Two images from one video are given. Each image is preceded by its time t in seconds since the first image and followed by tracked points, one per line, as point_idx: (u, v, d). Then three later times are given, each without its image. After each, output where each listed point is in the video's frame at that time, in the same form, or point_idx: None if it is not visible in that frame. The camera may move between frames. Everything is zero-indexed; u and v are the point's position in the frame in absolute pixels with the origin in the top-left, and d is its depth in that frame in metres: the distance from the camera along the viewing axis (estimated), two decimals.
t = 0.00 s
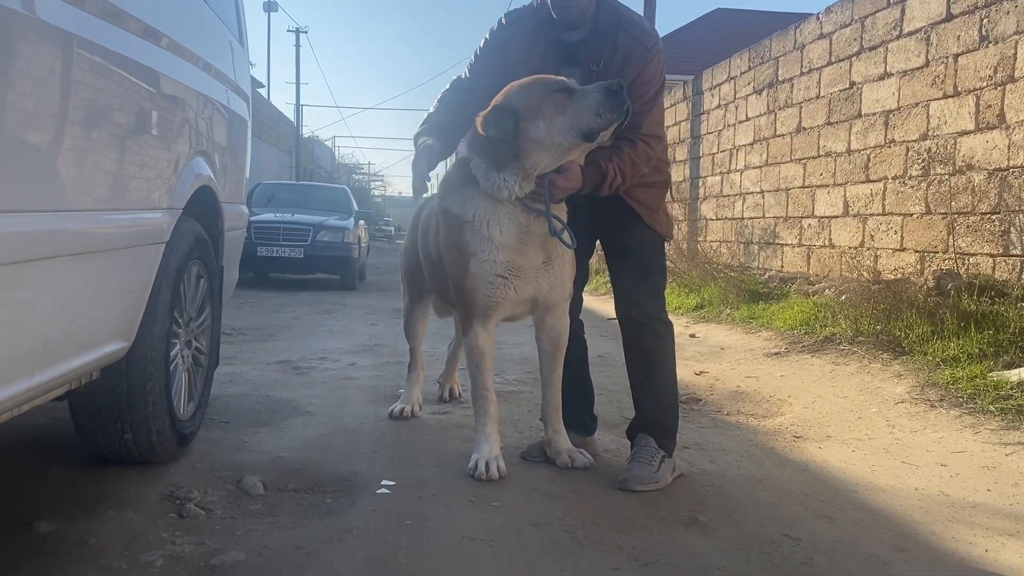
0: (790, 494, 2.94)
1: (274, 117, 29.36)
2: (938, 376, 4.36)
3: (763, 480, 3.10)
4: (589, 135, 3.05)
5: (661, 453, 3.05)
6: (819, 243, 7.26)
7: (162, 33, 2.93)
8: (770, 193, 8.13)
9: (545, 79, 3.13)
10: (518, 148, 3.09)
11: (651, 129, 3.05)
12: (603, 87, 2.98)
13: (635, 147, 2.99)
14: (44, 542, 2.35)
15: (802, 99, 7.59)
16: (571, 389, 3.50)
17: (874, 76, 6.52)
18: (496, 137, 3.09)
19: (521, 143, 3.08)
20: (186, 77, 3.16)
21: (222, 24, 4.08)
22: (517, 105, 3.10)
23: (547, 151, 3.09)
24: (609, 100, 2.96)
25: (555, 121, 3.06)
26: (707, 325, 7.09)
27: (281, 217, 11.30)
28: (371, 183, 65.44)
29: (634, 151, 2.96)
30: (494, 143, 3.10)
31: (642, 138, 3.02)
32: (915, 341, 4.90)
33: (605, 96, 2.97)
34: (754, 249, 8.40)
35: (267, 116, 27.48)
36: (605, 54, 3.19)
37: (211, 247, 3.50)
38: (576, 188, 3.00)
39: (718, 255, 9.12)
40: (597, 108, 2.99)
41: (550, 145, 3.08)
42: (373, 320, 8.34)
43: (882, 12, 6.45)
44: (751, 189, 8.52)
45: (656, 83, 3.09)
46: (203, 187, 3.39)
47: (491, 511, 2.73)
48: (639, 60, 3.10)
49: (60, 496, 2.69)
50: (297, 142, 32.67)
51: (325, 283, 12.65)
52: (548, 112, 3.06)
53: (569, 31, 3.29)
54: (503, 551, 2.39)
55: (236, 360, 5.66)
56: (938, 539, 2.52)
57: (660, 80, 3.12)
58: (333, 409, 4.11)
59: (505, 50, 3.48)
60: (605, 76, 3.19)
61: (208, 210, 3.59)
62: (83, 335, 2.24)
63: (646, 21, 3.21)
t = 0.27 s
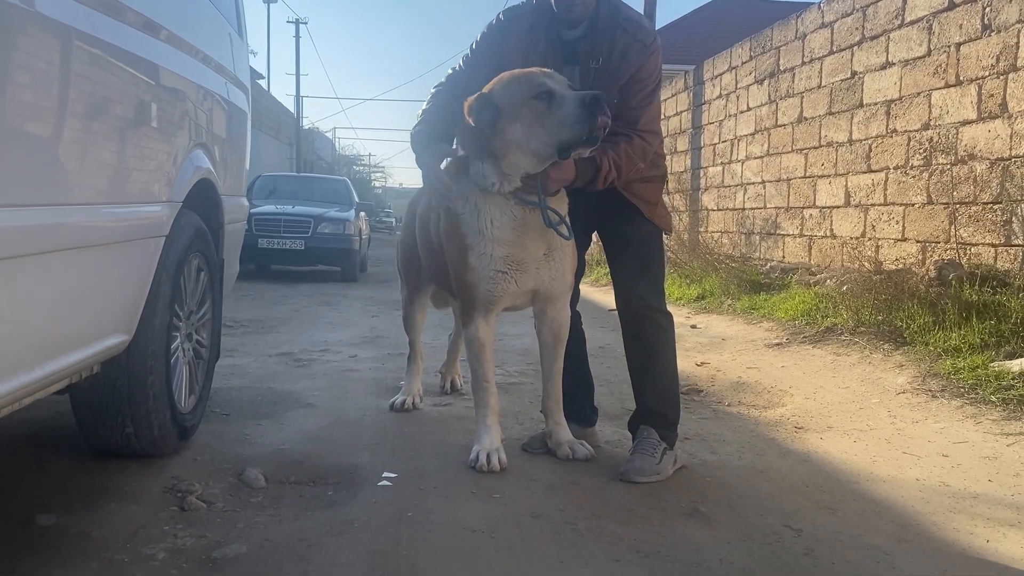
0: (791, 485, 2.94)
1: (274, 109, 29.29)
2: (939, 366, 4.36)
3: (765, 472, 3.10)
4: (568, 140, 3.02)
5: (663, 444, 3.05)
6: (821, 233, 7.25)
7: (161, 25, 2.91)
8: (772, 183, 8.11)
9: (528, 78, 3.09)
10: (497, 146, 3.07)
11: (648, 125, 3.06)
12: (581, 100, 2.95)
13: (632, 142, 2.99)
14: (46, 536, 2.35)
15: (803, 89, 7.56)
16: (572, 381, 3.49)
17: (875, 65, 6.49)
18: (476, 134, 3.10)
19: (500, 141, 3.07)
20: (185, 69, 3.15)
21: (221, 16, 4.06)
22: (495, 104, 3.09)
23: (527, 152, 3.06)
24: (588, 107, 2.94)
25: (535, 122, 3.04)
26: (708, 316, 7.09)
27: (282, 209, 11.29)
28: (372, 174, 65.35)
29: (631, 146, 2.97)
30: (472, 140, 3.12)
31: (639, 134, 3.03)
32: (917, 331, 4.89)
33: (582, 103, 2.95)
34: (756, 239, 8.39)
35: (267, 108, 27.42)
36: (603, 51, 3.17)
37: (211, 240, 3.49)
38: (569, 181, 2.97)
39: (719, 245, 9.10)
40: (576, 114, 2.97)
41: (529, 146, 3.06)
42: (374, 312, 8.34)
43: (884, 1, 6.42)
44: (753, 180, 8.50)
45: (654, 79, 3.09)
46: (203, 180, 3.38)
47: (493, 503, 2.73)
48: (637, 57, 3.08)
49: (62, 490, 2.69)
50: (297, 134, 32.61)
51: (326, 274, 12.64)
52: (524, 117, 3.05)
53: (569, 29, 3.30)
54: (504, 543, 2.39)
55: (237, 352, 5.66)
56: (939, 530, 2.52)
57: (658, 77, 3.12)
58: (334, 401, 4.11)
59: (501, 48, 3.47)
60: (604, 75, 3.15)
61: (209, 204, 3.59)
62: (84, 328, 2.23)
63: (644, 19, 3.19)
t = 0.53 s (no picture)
0: (793, 471, 2.93)
1: (275, 99, 29.21)
2: (942, 352, 4.35)
3: (767, 457, 3.10)
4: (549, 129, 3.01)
5: (665, 430, 3.04)
6: (823, 220, 7.22)
7: (161, 13, 2.89)
8: (774, 170, 8.08)
9: (514, 65, 3.12)
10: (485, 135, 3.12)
11: (650, 116, 3.04)
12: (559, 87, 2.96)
13: (633, 132, 2.96)
14: (49, 523, 2.36)
15: (805, 76, 7.52)
16: (574, 368, 3.49)
17: (878, 51, 6.45)
18: (466, 124, 3.15)
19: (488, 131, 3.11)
20: (186, 56, 3.13)
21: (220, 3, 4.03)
22: (484, 93, 3.14)
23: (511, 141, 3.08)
24: (565, 95, 2.93)
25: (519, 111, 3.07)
26: (710, 304, 7.08)
27: (283, 198, 11.27)
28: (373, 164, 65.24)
29: (631, 136, 2.94)
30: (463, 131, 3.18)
31: (642, 125, 3.01)
32: (920, 318, 4.88)
33: (559, 92, 2.95)
34: (758, 226, 8.36)
35: (268, 98, 27.37)
36: (605, 43, 3.12)
37: (212, 229, 3.48)
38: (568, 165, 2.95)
39: (721, 233, 9.08)
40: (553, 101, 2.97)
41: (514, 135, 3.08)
42: (376, 301, 8.34)
43: None
44: (755, 167, 8.46)
45: (657, 71, 3.07)
46: (204, 167, 3.37)
47: (495, 490, 2.73)
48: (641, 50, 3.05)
49: (64, 478, 2.70)
50: (298, 123, 32.53)
51: (328, 264, 12.64)
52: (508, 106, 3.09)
53: (573, 20, 3.26)
54: (507, 529, 2.39)
55: (239, 342, 5.66)
56: (942, 515, 2.52)
57: (661, 69, 3.09)
58: (336, 389, 4.11)
59: (503, 37, 3.46)
60: (607, 66, 3.10)
61: (209, 192, 3.58)
62: (84, 316, 2.23)
63: (648, 10, 3.16)
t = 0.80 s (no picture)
0: (797, 458, 2.93)
1: (276, 87, 29.12)
2: (946, 339, 4.34)
3: (771, 445, 3.10)
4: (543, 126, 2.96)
5: (668, 419, 3.04)
6: (826, 207, 7.20)
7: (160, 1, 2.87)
8: (777, 157, 8.04)
9: (519, 54, 3.04)
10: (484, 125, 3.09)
11: (663, 107, 3.07)
12: (557, 83, 2.90)
13: (649, 126, 2.98)
14: (53, 513, 2.37)
15: (809, 61, 7.48)
16: (577, 357, 3.48)
17: (882, 36, 6.41)
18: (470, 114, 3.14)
19: (487, 124, 3.08)
20: (185, 45, 3.11)
21: None
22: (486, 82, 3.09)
23: (509, 133, 3.04)
24: (559, 93, 2.88)
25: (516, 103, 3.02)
26: (713, 291, 7.07)
27: (285, 187, 11.26)
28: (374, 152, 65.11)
29: (649, 132, 2.96)
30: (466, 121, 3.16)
31: (656, 116, 3.03)
32: (924, 304, 4.87)
33: (554, 89, 2.89)
34: (761, 213, 8.34)
35: (269, 87, 27.29)
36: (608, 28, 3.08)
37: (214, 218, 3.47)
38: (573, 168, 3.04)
39: (724, 220, 9.06)
40: (547, 98, 2.91)
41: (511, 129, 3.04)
42: (379, 290, 8.33)
43: None
44: (758, 153, 8.43)
45: (666, 61, 3.07)
46: (205, 156, 3.35)
47: (499, 478, 2.73)
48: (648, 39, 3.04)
49: (69, 467, 2.70)
50: (299, 112, 32.45)
51: (330, 253, 12.63)
52: (508, 97, 3.03)
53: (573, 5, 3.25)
54: (511, 517, 2.40)
55: (242, 331, 5.66)
56: (946, 501, 2.52)
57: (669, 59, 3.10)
58: (339, 378, 4.11)
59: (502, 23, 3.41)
60: (613, 53, 3.07)
61: (212, 177, 3.56)
62: (86, 305, 2.22)
63: None
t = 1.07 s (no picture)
0: (802, 444, 2.93)
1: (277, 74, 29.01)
2: (951, 324, 4.32)
3: (776, 430, 3.10)
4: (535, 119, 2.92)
5: (674, 404, 3.04)
6: (831, 192, 7.17)
7: None
8: (781, 142, 8.00)
9: (518, 42, 3.00)
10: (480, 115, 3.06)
11: (658, 87, 2.99)
12: (552, 75, 2.84)
13: (642, 109, 2.94)
14: (59, 499, 2.37)
15: (813, 45, 7.42)
16: (582, 343, 3.48)
17: (888, 20, 6.35)
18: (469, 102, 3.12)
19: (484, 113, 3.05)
20: (187, 31, 3.08)
21: None
22: (486, 71, 3.06)
23: (504, 124, 3.02)
24: (550, 86, 2.83)
25: (511, 93, 2.98)
26: (717, 277, 7.06)
27: (288, 174, 11.24)
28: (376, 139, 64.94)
29: (641, 114, 2.92)
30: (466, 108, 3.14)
31: (650, 98, 2.97)
32: (929, 289, 4.85)
33: (545, 81, 2.85)
34: (764, 199, 8.30)
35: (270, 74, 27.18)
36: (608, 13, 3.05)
37: (217, 204, 3.45)
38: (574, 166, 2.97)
39: (727, 206, 9.03)
40: (539, 90, 2.86)
41: (506, 119, 3.01)
42: (382, 277, 8.32)
43: None
44: (762, 138, 8.38)
45: (661, 40, 3.02)
46: (207, 144, 3.34)
47: (503, 464, 2.73)
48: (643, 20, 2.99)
49: (74, 454, 2.71)
50: (300, 99, 32.35)
51: (333, 240, 12.61)
52: (504, 86, 2.99)
53: None
54: (515, 503, 2.40)
55: (246, 318, 5.66)
56: (952, 486, 2.52)
57: (666, 38, 3.04)
58: (343, 365, 4.11)
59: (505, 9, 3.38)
60: (609, 37, 3.05)
61: (214, 164, 3.53)
62: (89, 293, 2.22)
63: None
